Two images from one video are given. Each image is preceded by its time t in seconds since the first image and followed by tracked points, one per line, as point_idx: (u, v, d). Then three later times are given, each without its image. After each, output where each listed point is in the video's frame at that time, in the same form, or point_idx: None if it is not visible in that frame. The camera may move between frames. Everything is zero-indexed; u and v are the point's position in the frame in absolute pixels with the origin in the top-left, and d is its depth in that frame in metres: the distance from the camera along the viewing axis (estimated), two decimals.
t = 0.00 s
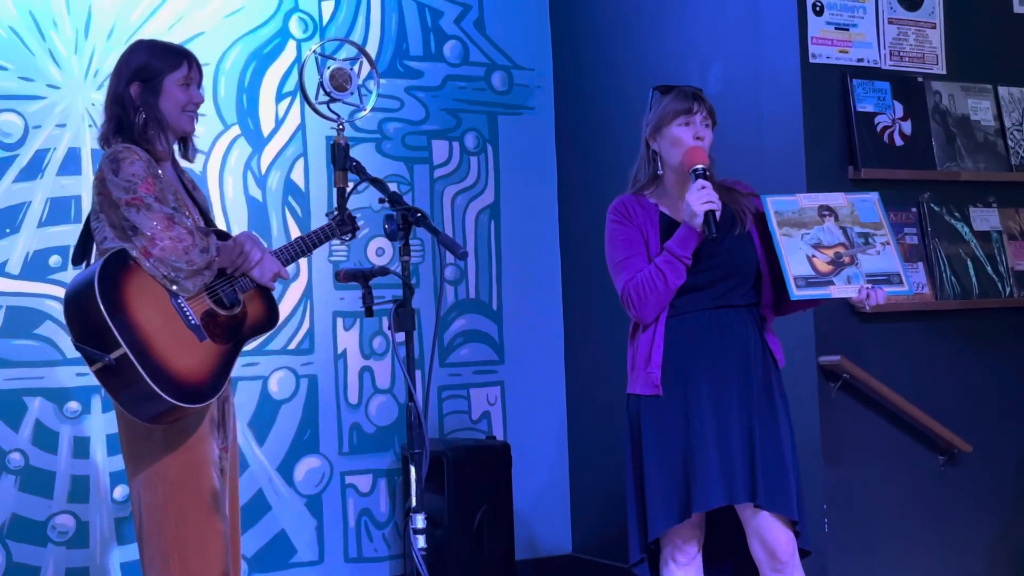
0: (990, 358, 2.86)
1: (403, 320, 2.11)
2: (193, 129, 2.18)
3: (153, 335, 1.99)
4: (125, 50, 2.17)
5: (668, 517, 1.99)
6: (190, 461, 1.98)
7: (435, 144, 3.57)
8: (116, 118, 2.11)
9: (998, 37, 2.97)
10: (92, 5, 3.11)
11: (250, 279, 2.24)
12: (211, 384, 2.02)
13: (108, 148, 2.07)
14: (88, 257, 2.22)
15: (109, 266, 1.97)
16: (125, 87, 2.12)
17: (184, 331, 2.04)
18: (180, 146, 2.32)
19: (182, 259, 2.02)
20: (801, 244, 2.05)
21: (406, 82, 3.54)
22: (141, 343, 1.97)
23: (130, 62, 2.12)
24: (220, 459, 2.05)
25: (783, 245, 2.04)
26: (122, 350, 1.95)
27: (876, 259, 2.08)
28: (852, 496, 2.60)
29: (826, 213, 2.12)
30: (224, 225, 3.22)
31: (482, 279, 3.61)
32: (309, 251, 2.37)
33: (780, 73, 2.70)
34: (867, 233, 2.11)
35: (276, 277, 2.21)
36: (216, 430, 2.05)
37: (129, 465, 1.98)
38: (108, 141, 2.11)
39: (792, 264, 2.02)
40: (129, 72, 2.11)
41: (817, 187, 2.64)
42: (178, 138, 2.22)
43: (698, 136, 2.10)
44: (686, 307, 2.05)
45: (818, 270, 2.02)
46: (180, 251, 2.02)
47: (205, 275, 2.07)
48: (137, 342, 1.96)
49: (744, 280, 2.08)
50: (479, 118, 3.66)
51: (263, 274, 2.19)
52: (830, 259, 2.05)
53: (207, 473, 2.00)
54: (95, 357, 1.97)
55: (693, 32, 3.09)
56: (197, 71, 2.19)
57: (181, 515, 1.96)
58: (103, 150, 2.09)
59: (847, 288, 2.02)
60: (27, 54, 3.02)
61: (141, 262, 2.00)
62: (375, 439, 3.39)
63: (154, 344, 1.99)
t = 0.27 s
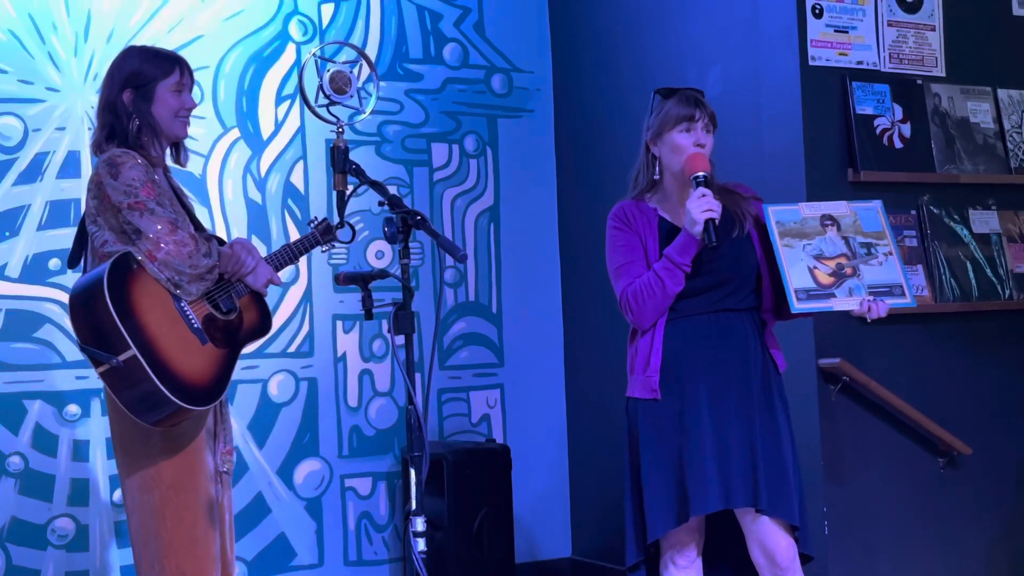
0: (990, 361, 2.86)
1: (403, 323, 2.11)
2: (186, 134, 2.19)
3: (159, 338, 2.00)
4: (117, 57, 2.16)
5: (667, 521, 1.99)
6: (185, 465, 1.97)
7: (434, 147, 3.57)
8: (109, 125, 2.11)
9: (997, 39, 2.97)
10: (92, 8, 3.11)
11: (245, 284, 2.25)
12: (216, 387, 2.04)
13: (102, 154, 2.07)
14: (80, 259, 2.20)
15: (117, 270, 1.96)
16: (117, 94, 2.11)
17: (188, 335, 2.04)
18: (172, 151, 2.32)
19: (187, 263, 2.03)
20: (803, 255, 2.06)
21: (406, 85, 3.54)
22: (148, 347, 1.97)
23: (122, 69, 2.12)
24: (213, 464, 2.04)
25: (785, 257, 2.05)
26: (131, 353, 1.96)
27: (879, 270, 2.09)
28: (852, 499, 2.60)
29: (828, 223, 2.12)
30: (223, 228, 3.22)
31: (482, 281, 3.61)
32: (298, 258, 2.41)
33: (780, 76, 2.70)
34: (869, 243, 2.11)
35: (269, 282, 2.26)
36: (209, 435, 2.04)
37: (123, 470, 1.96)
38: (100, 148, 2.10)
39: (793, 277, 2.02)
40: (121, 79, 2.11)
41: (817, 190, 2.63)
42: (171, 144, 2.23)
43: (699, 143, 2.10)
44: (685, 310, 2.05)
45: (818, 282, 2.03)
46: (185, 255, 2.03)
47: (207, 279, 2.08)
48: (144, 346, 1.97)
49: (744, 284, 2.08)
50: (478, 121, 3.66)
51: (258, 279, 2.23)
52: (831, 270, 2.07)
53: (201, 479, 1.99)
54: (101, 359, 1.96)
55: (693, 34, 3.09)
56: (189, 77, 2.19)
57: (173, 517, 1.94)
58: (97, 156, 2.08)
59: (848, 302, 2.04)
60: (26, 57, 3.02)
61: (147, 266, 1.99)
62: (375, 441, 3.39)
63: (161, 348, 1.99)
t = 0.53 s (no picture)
0: (990, 363, 2.86)
1: (403, 325, 2.11)
2: (185, 138, 2.19)
3: (150, 338, 1.99)
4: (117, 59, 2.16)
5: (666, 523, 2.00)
6: (179, 467, 1.98)
7: (435, 148, 3.57)
8: (108, 128, 2.11)
9: (997, 40, 2.97)
10: (92, 9, 3.11)
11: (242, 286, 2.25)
12: (207, 390, 2.02)
13: (100, 156, 2.07)
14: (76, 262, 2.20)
15: (109, 269, 1.96)
16: (116, 97, 2.11)
17: (180, 336, 2.03)
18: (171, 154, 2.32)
19: (179, 264, 2.02)
20: (805, 255, 2.07)
21: (406, 86, 3.54)
22: (140, 347, 1.97)
23: (122, 71, 2.12)
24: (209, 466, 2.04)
25: (786, 258, 2.06)
26: (122, 353, 1.95)
27: (881, 271, 2.09)
28: (851, 501, 2.60)
29: (832, 223, 2.13)
30: (223, 229, 3.23)
31: (482, 282, 3.61)
32: (293, 262, 2.40)
33: (780, 77, 2.70)
34: (872, 243, 2.12)
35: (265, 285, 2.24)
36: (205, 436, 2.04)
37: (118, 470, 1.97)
38: (98, 150, 2.10)
39: (793, 279, 2.03)
40: (121, 81, 2.11)
41: (817, 192, 2.63)
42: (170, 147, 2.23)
43: (703, 146, 2.10)
44: (685, 314, 2.05)
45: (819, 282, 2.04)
46: (177, 256, 2.02)
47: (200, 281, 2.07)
48: (135, 345, 1.97)
49: (744, 286, 2.08)
50: (478, 122, 3.66)
51: (253, 282, 2.22)
52: (833, 272, 2.07)
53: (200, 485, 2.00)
54: (91, 359, 1.95)
55: (693, 36, 3.09)
56: (189, 80, 2.19)
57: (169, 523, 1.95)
58: (95, 158, 2.08)
59: (849, 304, 2.04)
60: (27, 58, 3.02)
61: (139, 266, 1.99)
62: (374, 442, 3.38)
63: (152, 348, 1.99)
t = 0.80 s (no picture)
0: (990, 365, 2.85)
1: (403, 325, 2.11)
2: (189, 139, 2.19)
3: (136, 339, 2.00)
4: (122, 59, 2.17)
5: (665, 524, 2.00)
6: (184, 464, 2.00)
7: (435, 149, 3.57)
8: (111, 128, 2.11)
9: (997, 42, 2.97)
10: (92, 10, 3.11)
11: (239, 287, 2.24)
12: (190, 393, 2.02)
13: (102, 156, 2.07)
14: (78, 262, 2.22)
15: (97, 269, 1.98)
16: (120, 97, 2.12)
17: (167, 338, 2.03)
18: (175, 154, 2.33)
19: (168, 266, 2.01)
20: (809, 238, 2.04)
21: (406, 87, 3.54)
22: (127, 347, 1.98)
23: (126, 71, 2.13)
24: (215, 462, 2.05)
25: (791, 241, 2.04)
26: (104, 353, 1.96)
27: (885, 249, 2.03)
28: (851, 502, 2.59)
29: (830, 205, 2.10)
30: (224, 230, 3.23)
31: (482, 283, 3.61)
32: (301, 263, 2.39)
33: (780, 79, 2.70)
34: (873, 222, 2.08)
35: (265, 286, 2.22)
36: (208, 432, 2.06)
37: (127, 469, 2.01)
38: (102, 150, 2.11)
39: (801, 260, 2.00)
40: (125, 82, 2.12)
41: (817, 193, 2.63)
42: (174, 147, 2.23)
43: (709, 146, 2.10)
44: (687, 314, 2.05)
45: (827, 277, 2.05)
46: (166, 257, 2.01)
47: (191, 283, 2.05)
48: (119, 345, 1.97)
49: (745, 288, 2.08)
50: (479, 123, 3.66)
51: (251, 283, 2.20)
52: (839, 252, 2.03)
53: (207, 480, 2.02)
54: (77, 358, 1.98)
55: (693, 37, 3.09)
56: (193, 81, 2.19)
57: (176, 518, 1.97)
58: (98, 158, 2.09)
59: (859, 281, 1.98)
60: (27, 59, 3.02)
61: (128, 266, 2.00)
62: (374, 444, 3.38)
63: (138, 349, 1.99)
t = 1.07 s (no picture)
0: (991, 366, 2.85)
1: (404, 326, 2.11)
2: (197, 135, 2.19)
3: (150, 340, 2.00)
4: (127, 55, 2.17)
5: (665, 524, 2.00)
6: (190, 467, 1.98)
7: (435, 149, 3.57)
8: (118, 126, 2.11)
9: (998, 42, 2.97)
10: (93, 10, 3.11)
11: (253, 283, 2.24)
12: (207, 392, 2.01)
13: (109, 154, 2.07)
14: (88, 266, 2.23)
15: (105, 273, 1.97)
16: (126, 93, 2.12)
17: (182, 337, 2.03)
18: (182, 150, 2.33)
19: (180, 264, 2.02)
20: (825, 228, 2.06)
21: (406, 87, 3.54)
22: (139, 349, 1.98)
23: (131, 67, 2.13)
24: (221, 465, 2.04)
25: (809, 232, 2.04)
26: (117, 356, 1.96)
27: (897, 231, 2.07)
28: (852, 503, 2.59)
29: (837, 192, 2.12)
30: (224, 230, 3.22)
31: (482, 283, 3.61)
32: (318, 255, 2.38)
33: (780, 79, 2.70)
34: (880, 206, 2.11)
35: (280, 280, 2.23)
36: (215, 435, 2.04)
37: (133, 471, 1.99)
38: (109, 148, 2.11)
39: (822, 251, 2.02)
40: (130, 78, 2.12)
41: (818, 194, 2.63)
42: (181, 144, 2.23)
43: (713, 150, 2.09)
44: (688, 316, 2.05)
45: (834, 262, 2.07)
46: (177, 255, 2.01)
47: (204, 280, 2.06)
48: (133, 347, 1.97)
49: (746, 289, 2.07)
50: (479, 123, 3.66)
51: (267, 277, 2.20)
52: (855, 240, 2.05)
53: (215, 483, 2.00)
54: (90, 362, 1.98)
55: (693, 38, 3.09)
56: (199, 76, 2.19)
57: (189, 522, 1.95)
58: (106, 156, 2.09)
59: (880, 268, 2.00)
60: (27, 58, 3.02)
61: (139, 266, 2.00)
62: (375, 444, 3.38)
63: (151, 349, 1.99)
